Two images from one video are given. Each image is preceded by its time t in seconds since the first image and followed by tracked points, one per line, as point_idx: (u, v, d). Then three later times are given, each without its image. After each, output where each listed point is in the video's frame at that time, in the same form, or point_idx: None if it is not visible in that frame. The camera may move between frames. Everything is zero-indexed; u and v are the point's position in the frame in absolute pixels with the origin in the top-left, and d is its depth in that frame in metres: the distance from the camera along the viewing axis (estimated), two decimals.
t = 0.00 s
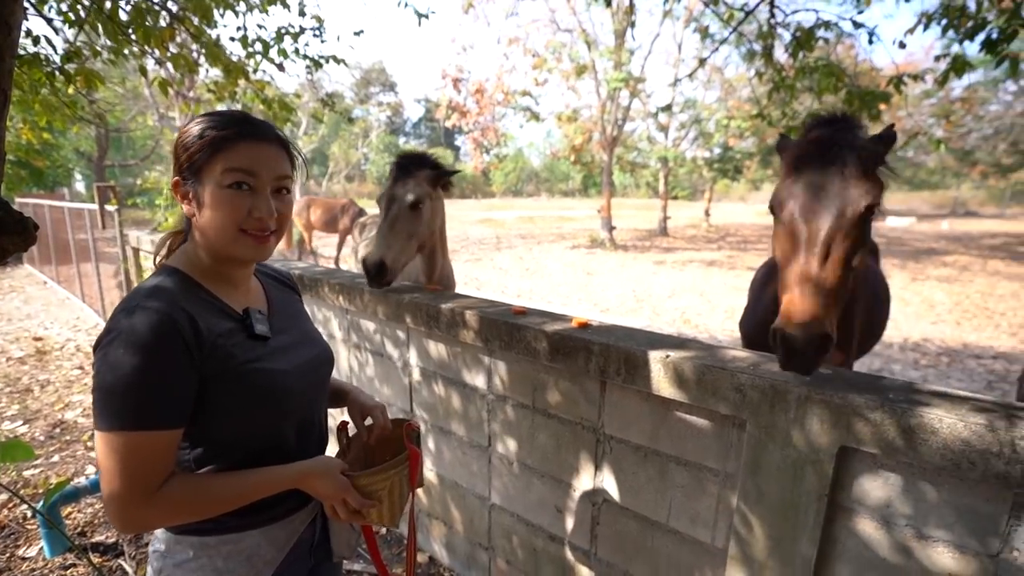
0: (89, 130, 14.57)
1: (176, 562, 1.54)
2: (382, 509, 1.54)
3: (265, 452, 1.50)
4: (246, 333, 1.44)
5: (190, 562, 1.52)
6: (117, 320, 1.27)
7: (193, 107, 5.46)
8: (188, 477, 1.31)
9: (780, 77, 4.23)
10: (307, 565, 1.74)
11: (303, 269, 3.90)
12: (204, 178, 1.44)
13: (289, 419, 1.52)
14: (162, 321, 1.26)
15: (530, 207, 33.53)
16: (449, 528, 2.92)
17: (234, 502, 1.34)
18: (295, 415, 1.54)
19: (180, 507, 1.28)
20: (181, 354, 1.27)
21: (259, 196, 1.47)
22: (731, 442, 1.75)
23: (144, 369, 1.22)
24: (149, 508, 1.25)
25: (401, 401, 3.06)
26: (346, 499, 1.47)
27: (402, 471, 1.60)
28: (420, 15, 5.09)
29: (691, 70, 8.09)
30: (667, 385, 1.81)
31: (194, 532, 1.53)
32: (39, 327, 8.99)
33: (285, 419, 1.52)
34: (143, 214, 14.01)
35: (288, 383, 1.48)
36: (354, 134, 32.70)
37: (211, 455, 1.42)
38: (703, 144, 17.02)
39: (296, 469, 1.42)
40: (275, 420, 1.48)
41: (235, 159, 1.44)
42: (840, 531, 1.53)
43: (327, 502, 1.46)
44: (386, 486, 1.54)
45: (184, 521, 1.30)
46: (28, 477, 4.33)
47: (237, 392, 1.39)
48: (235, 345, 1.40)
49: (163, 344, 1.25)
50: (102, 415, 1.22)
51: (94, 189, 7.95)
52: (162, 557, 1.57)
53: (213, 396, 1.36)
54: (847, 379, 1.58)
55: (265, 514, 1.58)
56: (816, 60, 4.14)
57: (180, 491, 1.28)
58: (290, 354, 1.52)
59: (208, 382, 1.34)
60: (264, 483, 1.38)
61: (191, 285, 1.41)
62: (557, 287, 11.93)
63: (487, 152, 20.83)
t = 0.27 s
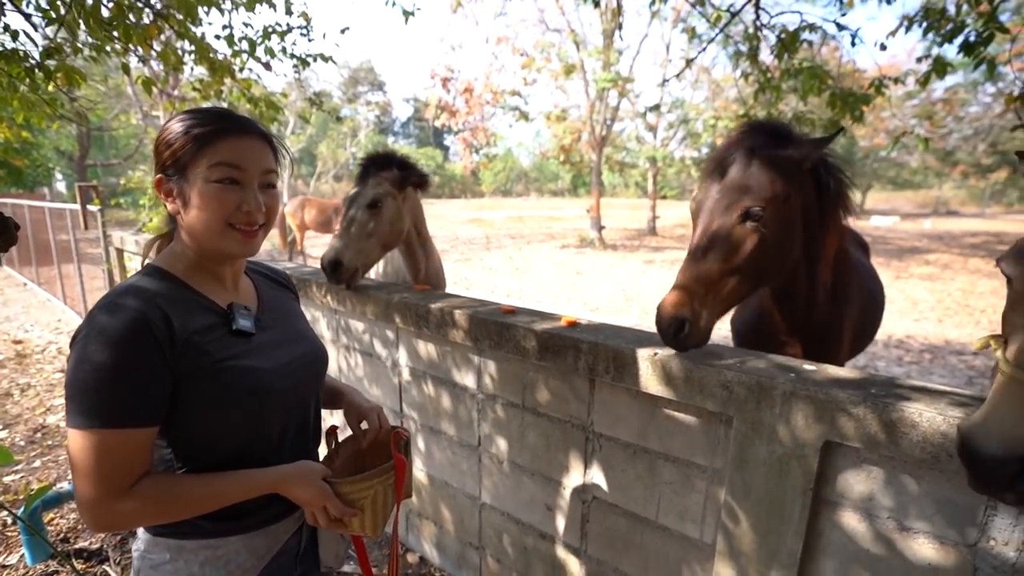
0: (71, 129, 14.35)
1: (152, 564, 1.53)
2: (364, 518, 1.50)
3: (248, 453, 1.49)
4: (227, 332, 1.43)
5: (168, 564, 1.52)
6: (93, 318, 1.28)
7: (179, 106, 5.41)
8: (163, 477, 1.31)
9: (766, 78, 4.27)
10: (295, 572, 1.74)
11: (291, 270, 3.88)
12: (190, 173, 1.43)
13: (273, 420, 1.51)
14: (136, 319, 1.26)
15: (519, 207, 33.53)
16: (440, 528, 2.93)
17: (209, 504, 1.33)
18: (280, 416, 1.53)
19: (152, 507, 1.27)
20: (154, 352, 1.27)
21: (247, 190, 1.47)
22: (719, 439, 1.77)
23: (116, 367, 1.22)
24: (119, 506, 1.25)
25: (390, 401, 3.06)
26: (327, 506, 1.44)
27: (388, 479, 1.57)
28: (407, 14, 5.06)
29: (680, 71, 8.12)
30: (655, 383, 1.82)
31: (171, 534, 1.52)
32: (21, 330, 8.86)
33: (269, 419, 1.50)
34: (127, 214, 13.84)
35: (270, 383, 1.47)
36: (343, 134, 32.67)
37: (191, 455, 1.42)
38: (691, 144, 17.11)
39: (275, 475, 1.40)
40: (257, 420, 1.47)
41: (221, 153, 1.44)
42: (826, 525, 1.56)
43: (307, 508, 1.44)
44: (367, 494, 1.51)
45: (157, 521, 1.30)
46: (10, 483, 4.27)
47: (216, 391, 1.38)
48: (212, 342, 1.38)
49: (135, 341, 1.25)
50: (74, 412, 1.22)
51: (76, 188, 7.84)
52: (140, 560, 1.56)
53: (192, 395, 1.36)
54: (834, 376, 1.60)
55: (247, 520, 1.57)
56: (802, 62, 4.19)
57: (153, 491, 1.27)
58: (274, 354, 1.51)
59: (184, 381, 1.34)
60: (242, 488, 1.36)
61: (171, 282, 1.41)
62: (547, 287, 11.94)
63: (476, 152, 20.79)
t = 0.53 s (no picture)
0: (60, 126, 14.20)
1: (142, 561, 1.53)
2: (353, 528, 1.45)
3: (236, 451, 1.49)
4: (213, 330, 1.42)
5: (156, 561, 1.52)
6: (78, 314, 1.29)
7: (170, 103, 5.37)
8: (145, 476, 1.30)
9: (760, 77, 4.28)
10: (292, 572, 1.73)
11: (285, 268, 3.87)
12: (198, 176, 1.41)
13: (261, 419, 1.50)
14: (118, 317, 1.26)
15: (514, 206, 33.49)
16: (435, 526, 2.93)
17: (192, 506, 1.32)
18: (269, 414, 1.52)
19: (133, 507, 1.27)
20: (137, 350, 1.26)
21: (258, 190, 1.47)
22: (714, 435, 1.77)
23: (97, 365, 1.22)
24: (101, 504, 1.25)
25: (385, 399, 3.06)
26: (313, 515, 1.40)
27: (381, 490, 1.50)
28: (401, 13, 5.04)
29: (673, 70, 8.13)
30: (650, 380, 1.83)
31: (161, 532, 1.52)
32: (10, 330, 8.77)
33: (257, 418, 1.49)
34: (118, 213, 13.73)
35: (258, 381, 1.46)
36: (336, 133, 32.54)
37: (177, 453, 1.42)
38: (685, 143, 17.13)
39: (260, 479, 1.37)
40: (245, 419, 1.46)
41: (233, 155, 1.43)
42: (821, 520, 1.57)
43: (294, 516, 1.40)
44: (359, 505, 1.45)
45: (139, 520, 1.29)
46: None
47: (202, 389, 1.38)
48: (197, 340, 1.38)
49: (117, 340, 1.24)
50: (56, 409, 1.22)
51: (66, 187, 7.77)
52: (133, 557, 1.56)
53: (177, 393, 1.35)
54: (828, 372, 1.61)
55: (237, 520, 1.56)
56: (795, 61, 4.20)
57: (134, 491, 1.27)
58: (263, 352, 1.50)
59: (168, 379, 1.33)
60: (224, 491, 1.34)
61: (159, 279, 1.40)
62: (541, 286, 11.94)
63: (470, 150, 20.76)
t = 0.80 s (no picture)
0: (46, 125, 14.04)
1: (132, 567, 1.52)
2: (344, 543, 1.44)
3: (229, 455, 1.47)
4: (207, 333, 1.40)
5: (146, 567, 1.51)
6: (70, 314, 1.27)
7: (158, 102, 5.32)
8: (135, 482, 1.28)
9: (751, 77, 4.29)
10: None
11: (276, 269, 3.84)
12: (207, 173, 1.40)
13: (255, 423, 1.49)
14: (112, 319, 1.24)
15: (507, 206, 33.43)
16: (427, 527, 2.92)
17: (183, 514, 1.30)
18: (263, 418, 1.50)
19: (123, 513, 1.25)
20: (131, 354, 1.24)
21: (265, 188, 1.51)
22: (706, 434, 1.77)
23: (89, 368, 1.20)
24: (89, 510, 1.24)
25: (377, 400, 3.04)
26: (303, 528, 1.38)
27: (373, 506, 1.48)
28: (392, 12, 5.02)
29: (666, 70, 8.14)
30: (643, 379, 1.83)
31: (153, 537, 1.49)
32: None
33: (251, 422, 1.47)
34: (107, 213, 13.59)
35: (254, 385, 1.44)
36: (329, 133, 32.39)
37: (170, 457, 1.40)
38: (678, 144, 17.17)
39: (251, 490, 1.35)
40: (239, 423, 1.44)
41: (253, 153, 1.46)
42: (811, 518, 1.57)
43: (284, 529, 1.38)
44: (349, 520, 1.43)
45: (129, 527, 1.28)
46: None
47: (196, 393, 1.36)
48: (191, 343, 1.36)
49: (110, 343, 1.22)
50: (46, 412, 1.20)
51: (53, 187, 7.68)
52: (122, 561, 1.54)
53: (171, 397, 1.33)
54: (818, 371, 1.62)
55: (234, 524, 1.54)
56: (786, 60, 4.22)
57: (124, 497, 1.25)
58: (258, 355, 1.49)
59: (162, 383, 1.31)
60: (216, 501, 1.33)
61: (153, 279, 1.38)
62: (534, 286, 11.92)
63: (463, 150, 20.71)
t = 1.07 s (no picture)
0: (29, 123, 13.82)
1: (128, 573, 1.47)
2: (343, 548, 1.43)
3: (226, 457, 1.46)
4: (205, 335, 1.39)
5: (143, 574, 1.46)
6: (64, 320, 1.22)
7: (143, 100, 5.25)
8: (133, 492, 1.26)
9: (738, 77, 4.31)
10: None
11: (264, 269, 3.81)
12: (211, 175, 1.38)
13: (253, 424, 1.47)
14: (112, 324, 1.21)
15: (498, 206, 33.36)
16: (417, 527, 2.91)
17: (185, 521, 1.29)
18: (260, 419, 1.49)
19: (123, 523, 1.22)
20: (133, 359, 1.22)
21: (263, 189, 1.51)
22: (693, 432, 1.78)
23: (91, 374, 1.16)
24: (88, 523, 1.20)
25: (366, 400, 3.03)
26: (303, 534, 1.38)
27: (370, 510, 1.48)
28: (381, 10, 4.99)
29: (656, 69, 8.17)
30: (631, 378, 1.83)
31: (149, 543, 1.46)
32: None
33: (249, 423, 1.46)
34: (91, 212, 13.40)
35: (253, 387, 1.44)
36: (318, 132, 32.16)
37: (166, 463, 1.38)
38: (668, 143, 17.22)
39: (251, 496, 1.34)
40: (237, 426, 1.43)
41: (253, 158, 1.46)
42: (797, 514, 1.58)
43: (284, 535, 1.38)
44: (348, 525, 1.43)
45: (128, 537, 1.25)
46: None
47: (197, 396, 1.34)
48: (190, 346, 1.34)
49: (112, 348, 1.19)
50: (42, 422, 1.16)
51: (35, 186, 7.57)
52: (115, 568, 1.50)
53: (171, 401, 1.31)
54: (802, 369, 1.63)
55: (234, 524, 1.54)
56: (772, 61, 4.25)
57: (124, 508, 1.22)
58: (255, 356, 1.48)
59: (163, 388, 1.29)
60: (217, 508, 1.31)
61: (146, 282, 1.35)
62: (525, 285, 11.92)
63: (454, 149, 20.65)
